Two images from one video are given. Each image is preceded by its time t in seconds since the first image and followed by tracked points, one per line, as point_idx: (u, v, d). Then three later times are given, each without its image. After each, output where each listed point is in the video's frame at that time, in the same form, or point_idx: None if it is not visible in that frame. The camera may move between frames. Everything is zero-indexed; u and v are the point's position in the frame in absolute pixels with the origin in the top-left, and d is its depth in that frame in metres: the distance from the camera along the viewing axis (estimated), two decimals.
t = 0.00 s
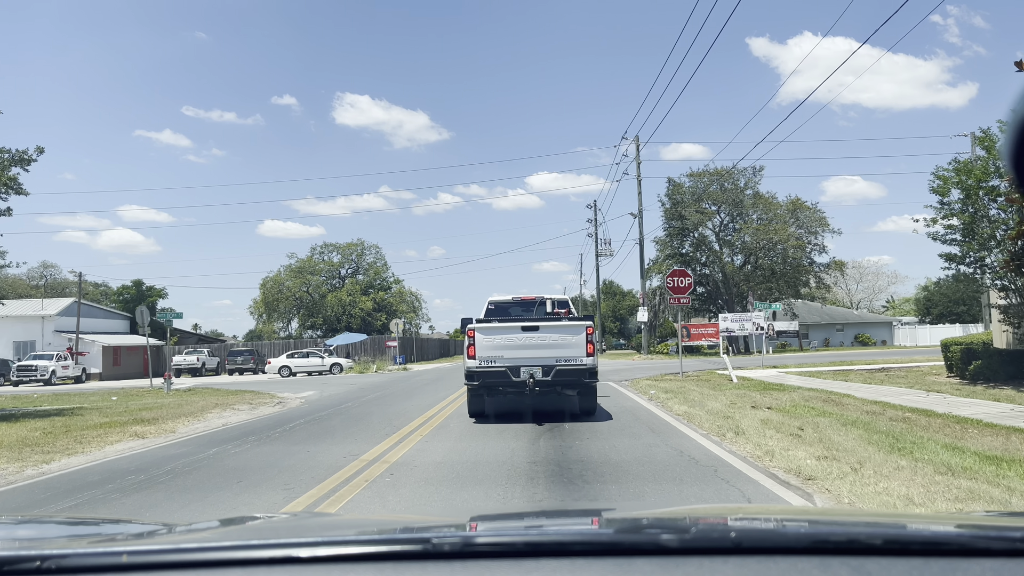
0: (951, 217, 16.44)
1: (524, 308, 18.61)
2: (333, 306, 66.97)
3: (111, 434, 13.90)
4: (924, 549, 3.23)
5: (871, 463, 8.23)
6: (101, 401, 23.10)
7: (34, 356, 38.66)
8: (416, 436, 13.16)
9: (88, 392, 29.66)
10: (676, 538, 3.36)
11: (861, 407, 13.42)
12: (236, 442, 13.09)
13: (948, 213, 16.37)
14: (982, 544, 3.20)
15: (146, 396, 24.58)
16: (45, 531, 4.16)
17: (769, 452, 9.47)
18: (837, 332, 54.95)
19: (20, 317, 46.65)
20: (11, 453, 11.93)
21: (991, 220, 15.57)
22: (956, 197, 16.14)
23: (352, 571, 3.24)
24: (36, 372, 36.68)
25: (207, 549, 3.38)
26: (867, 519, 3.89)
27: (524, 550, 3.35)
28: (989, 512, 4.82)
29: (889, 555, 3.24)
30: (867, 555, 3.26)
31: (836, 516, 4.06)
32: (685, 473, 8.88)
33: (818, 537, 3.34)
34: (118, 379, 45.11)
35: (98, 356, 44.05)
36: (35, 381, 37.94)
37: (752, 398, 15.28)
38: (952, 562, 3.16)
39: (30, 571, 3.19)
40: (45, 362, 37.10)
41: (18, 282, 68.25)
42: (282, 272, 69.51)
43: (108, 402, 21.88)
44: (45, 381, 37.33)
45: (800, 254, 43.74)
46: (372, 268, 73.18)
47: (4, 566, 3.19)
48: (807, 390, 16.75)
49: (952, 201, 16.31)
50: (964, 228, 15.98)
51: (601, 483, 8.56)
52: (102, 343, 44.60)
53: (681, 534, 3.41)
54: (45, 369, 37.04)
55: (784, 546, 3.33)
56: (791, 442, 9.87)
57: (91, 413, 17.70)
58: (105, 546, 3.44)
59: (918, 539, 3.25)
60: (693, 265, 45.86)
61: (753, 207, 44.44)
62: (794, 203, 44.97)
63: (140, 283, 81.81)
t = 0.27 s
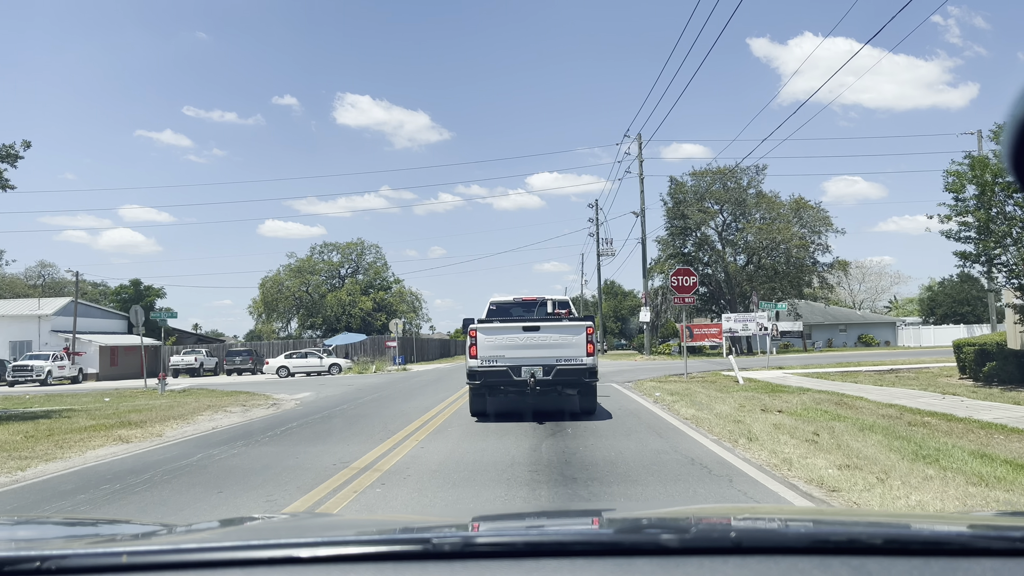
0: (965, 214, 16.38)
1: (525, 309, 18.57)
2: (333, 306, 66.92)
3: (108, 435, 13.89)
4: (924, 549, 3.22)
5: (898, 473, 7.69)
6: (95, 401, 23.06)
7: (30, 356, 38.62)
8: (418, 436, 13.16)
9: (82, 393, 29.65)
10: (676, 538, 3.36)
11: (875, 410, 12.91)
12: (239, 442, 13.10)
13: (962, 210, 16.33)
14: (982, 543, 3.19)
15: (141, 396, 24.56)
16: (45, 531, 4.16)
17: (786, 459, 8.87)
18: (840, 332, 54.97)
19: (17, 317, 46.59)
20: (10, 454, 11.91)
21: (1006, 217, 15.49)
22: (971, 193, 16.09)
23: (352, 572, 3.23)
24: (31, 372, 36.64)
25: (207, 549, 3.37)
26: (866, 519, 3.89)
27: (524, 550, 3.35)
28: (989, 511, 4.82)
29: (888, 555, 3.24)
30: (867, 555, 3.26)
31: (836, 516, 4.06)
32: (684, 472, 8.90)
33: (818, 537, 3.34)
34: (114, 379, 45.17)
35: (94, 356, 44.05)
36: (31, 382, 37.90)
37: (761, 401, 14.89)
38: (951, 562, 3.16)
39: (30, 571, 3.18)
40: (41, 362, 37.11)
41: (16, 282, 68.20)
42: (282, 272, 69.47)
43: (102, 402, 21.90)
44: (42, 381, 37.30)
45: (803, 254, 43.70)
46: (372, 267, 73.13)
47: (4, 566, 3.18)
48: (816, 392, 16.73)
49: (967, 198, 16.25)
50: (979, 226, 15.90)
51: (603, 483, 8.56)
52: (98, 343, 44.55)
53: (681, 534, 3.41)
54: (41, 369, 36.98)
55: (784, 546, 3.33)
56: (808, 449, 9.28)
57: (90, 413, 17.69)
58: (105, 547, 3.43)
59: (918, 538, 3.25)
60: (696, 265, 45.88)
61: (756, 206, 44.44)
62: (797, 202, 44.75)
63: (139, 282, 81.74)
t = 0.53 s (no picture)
0: (980, 210, 16.42)
1: (526, 309, 18.53)
2: (333, 305, 66.89)
3: (106, 436, 13.90)
4: (924, 549, 3.22)
5: (924, 483, 7.28)
6: (89, 403, 23.05)
7: (26, 356, 38.59)
8: (420, 436, 13.17)
9: (76, 393, 29.60)
10: (676, 538, 3.36)
11: (891, 414, 12.75)
12: (241, 443, 13.13)
13: (978, 206, 16.38)
14: (982, 544, 3.19)
15: (136, 397, 24.48)
16: (45, 531, 4.16)
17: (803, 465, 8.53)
18: (843, 332, 54.95)
19: (14, 317, 46.59)
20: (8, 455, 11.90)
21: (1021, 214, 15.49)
22: (986, 189, 16.14)
23: (352, 572, 3.23)
24: (27, 372, 36.61)
25: (207, 549, 3.37)
26: (867, 519, 3.88)
27: (524, 550, 3.34)
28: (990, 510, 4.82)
29: (888, 556, 3.23)
30: (867, 555, 3.25)
31: (837, 516, 4.06)
32: (684, 473, 8.90)
33: (818, 537, 3.34)
34: (111, 379, 45.11)
35: (91, 356, 43.99)
36: (26, 382, 37.87)
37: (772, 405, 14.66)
38: (951, 562, 3.16)
39: (31, 571, 3.18)
40: (37, 362, 37.11)
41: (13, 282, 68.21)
42: (281, 271, 69.46)
43: (95, 404, 21.87)
44: (38, 381, 37.28)
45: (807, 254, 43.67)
46: (371, 267, 73.11)
47: (6, 566, 3.19)
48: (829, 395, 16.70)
49: (981, 194, 16.28)
50: (994, 223, 15.90)
51: (604, 483, 8.56)
52: (95, 344, 44.48)
53: (681, 534, 3.41)
54: (36, 370, 36.91)
55: (783, 546, 3.33)
56: (826, 456, 8.92)
57: (89, 414, 17.69)
58: (106, 546, 3.43)
59: (917, 539, 3.25)
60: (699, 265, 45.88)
61: (759, 206, 44.42)
62: (801, 202, 44.65)
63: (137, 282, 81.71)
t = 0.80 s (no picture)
0: (997, 207, 16.43)
1: (528, 309, 18.49)
2: (332, 305, 66.81)
3: (103, 438, 13.85)
4: (924, 549, 3.20)
5: (960, 497, 6.81)
6: (82, 404, 22.93)
7: (22, 356, 38.49)
8: (422, 436, 13.16)
9: (70, 395, 29.40)
10: (676, 538, 3.34)
11: (909, 419, 12.58)
12: (243, 442, 13.12)
13: (994, 202, 16.39)
14: (981, 544, 3.17)
15: (129, 399, 24.37)
16: (44, 531, 4.14)
17: (825, 473, 8.10)
18: (845, 332, 54.91)
19: (10, 316, 46.45)
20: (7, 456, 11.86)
21: None
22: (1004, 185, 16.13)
23: (352, 572, 3.21)
24: (22, 372, 36.53)
25: (207, 549, 3.36)
26: (866, 520, 3.87)
27: (524, 550, 3.32)
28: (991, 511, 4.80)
29: (888, 555, 3.21)
30: (867, 555, 3.23)
31: (837, 516, 4.04)
32: (687, 472, 8.89)
33: (818, 537, 3.32)
34: (107, 380, 45.00)
35: (88, 356, 43.90)
36: (21, 383, 37.79)
37: (784, 409, 14.45)
38: (951, 562, 3.14)
39: (32, 571, 3.16)
40: (32, 363, 37.00)
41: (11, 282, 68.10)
42: (280, 271, 69.39)
43: (88, 406, 21.71)
44: (33, 382, 37.20)
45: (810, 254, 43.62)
46: (371, 267, 73.02)
47: (6, 566, 3.17)
48: (840, 398, 16.64)
49: (998, 190, 16.27)
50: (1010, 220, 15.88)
51: (606, 483, 8.56)
52: (92, 344, 44.33)
53: (681, 534, 3.39)
54: (32, 370, 36.82)
55: (783, 546, 3.31)
56: (849, 463, 8.49)
57: (88, 415, 17.65)
58: (106, 546, 3.41)
59: (917, 539, 3.23)
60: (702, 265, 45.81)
61: (763, 205, 44.37)
62: (805, 201, 44.71)
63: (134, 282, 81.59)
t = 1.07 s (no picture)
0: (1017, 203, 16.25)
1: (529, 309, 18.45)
2: (332, 305, 66.73)
3: (102, 439, 13.81)
4: (924, 549, 3.18)
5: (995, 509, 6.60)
6: (73, 406, 22.80)
7: (17, 356, 38.40)
8: (424, 436, 13.15)
9: (66, 395, 29.32)
10: (677, 538, 3.32)
11: (934, 425, 12.41)
12: (245, 443, 13.12)
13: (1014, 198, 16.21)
14: (982, 543, 3.15)
15: (123, 400, 24.28)
16: (43, 531, 4.12)
17: (843, 479, 7.99)
18: (849, 333, 54.86)
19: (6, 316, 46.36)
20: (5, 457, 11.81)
21: None
22: None
23: (352, 572, 3.19)
24: (17, 373, 36.44)
25: (206, 549, 3.33)
26: (869, 520, 3.84)
27: (524, 550, 3.30)
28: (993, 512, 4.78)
29: (888, 555, 3.19)
30: (867, 555, 3.21)
31: (838, 516, 4.02)
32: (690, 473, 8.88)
33: (819, 536, 3.30)
34: (103, 380, 44.87)
35: (85, 356, 43.78)
36: (17, 383, 37.72)
37: (798, 413, 14.37)
38: (951, 562, 3.12)
39: (31, 571, 3.14)
40: (27, 363, 36.93)
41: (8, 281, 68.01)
42: (279, 271, 69.33)
43: (82, 408, 21.62)
44: (28, 382, 37.12)
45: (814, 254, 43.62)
46: (371, 267, 72.96)
47: (5, 565, 3.15)
48: (853, 400, 16.60)
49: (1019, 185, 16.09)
50: None
51: (608, 483, 8.54)
52: (88, 344, 44.20)
53: (681, 534, 3.37)
54: (27, 370, 36.71)
55: (784, 546, 3.29)
56: (872, 471, 8.33)
57: (86, 417, 17.62)
58: (106, 546, 3.39)
59: (918, 539, 3.21)
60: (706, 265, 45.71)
61: (766, 204, 44.33)
62: (809, 200, 44.71)
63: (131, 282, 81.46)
